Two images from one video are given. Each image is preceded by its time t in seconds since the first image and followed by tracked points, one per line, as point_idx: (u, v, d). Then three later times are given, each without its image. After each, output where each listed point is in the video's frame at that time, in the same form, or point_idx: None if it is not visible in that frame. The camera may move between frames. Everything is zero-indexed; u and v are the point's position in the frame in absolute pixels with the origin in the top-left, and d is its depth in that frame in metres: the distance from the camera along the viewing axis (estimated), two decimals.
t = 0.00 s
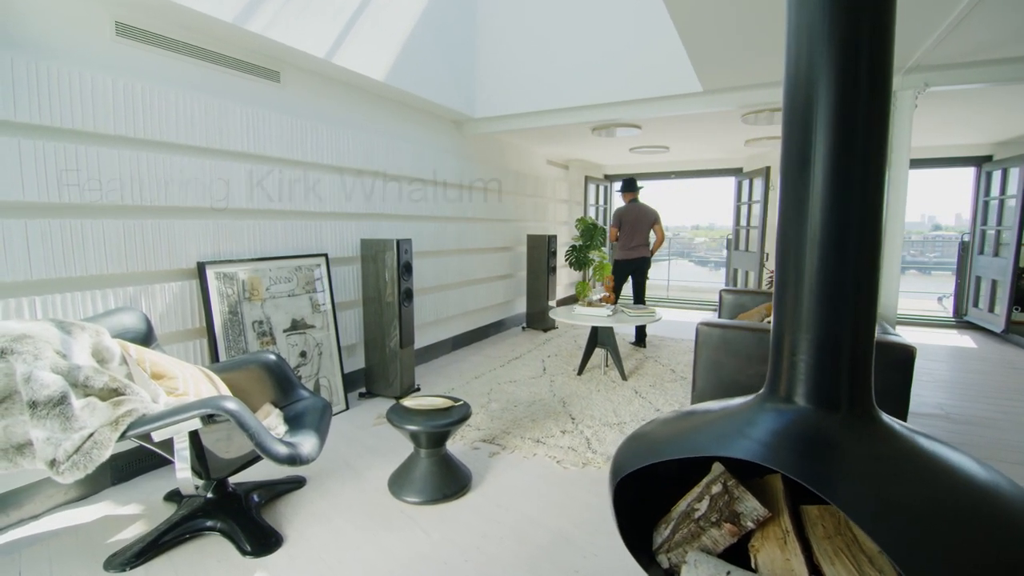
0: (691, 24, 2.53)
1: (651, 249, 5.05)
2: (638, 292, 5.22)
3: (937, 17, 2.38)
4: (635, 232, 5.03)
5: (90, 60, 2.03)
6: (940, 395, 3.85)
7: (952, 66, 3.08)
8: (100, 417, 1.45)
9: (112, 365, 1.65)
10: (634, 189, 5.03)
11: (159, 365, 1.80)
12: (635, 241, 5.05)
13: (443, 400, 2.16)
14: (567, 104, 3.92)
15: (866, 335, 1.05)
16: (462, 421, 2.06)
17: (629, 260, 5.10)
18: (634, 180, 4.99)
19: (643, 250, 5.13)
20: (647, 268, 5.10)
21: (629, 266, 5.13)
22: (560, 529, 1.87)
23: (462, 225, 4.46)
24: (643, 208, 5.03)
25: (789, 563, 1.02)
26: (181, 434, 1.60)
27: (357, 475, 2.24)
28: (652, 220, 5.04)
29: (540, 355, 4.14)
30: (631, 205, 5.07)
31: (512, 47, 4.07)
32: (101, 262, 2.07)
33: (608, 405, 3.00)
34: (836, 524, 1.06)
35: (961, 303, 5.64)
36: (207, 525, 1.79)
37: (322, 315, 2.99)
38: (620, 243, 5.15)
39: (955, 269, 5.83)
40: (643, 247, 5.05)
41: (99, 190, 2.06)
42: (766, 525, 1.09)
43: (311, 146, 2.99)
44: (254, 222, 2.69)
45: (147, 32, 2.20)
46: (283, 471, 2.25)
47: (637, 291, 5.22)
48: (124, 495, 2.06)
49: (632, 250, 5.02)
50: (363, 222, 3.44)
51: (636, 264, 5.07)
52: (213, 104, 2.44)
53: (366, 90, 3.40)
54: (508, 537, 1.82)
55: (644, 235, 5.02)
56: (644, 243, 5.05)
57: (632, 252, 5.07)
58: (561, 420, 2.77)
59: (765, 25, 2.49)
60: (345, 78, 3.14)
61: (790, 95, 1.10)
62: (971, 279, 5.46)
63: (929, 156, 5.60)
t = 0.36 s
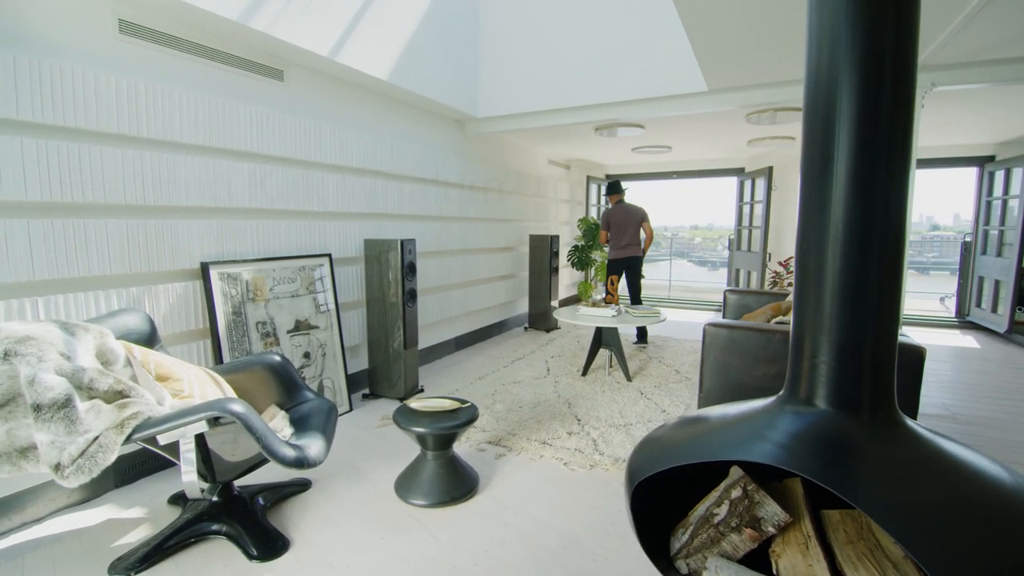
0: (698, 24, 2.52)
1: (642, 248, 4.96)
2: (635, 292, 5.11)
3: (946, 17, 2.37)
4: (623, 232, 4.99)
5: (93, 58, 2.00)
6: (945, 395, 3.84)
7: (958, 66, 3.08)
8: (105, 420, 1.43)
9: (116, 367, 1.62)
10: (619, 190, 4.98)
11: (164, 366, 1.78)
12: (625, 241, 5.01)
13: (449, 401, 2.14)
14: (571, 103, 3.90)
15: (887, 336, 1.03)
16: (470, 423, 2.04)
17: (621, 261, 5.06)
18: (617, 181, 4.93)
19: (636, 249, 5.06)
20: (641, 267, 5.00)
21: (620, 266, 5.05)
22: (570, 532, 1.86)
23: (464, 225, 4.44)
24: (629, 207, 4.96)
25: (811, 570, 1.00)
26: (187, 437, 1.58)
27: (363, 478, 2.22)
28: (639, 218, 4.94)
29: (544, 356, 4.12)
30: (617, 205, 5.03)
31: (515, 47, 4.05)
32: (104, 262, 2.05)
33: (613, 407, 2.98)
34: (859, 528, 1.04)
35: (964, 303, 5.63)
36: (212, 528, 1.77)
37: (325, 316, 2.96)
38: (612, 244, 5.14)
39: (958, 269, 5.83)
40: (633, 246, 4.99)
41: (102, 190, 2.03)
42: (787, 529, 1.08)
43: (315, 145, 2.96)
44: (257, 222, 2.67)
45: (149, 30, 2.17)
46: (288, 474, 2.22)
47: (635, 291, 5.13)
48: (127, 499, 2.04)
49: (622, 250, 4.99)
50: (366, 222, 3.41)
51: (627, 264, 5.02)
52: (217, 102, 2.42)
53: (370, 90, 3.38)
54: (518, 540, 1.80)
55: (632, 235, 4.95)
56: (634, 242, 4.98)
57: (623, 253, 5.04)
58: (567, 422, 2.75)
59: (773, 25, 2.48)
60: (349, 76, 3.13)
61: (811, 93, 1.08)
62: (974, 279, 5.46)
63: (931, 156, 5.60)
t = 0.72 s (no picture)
0: (704, 23, 2.51)
1: (633, 246, 4.94)
2: (632, 292, 5.09)
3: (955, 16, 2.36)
4: (613, 231, 5.00)
5: (96, 56, 1.99)
6: (949, 395, 3.83)
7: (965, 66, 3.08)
8: (109, 423, 1.41)
9: (120, 369, 1.60)
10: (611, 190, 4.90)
11: (168, 369, 1.76)
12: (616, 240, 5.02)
13: (456, 403, 2.12)
14: (574, 103, 3.88)
15: (908, 337, 1.01)
16: (476, 425, 2.02)
17: (611, 261, 5.09)
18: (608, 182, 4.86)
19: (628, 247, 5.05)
20: (634, 267, 4.99)
21: (613, 266, 5.06)
22: (578, 535, 1.84)
23: (467, 225, 4.42)
24: (616, 207, 4.96)
25: None
26: (193, 439, 1.56)
27: (368, 480, 2.20)
28: (627, 217, 4.95)
29: (547, 356, 4.11)
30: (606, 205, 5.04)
31: (518, 46, 4.03)
32: (106, 262, 2.03)
33: (618, 408, 2.97)
34: (879, 534, 1.03)
35: (966, 303, 5.63)
36: (218, 532, 1.75)
37: (328, 316, 2.94)
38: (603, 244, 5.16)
39: (960, 268, 5.82)
40: (624, 245, 4.99)
41: (106, 189, 2.01)
42: (806, 534, 1.06)
43: (318, 144, 2.94)
44: (261, 222, 2.66)
45: (151, 29, 2.15)
46: (293, 476, 2.21)
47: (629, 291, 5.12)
48: (130, 502, 2.02)
49: (612, 250, 4.99)
50: (369, 222, 3.39)
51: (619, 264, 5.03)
52: (220, 101, 2.40)
53: (373, 89, 3.36)
54: (526, 543, 1.79)
55: (622, 234, 4.96)
56: (624, 241, 4.98)
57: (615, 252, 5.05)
58: (572, 423, 2.73)
59: (780, 25, 2.47)
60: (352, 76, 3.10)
61: (829, 90, 1.07)
62: (976, 279, 5.45)
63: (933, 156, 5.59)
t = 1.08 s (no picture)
0: (711, 23, 2.49)
1: (633, 247, 4.92)
2: (632, 292, 5.08)
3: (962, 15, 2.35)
4: (613, 231, 4.99)
5: (98, 55, 1.97)
6: (953, 395, 3.82)
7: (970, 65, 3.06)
8: (114, 426, 1.39)
9: (124, 371, 1.58)
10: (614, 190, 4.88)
11: (173, 370, 1.74)
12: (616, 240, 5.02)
13: (462, 405, 2.10)
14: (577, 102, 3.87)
15: (927, 338, 1.00)
16: (483, 427, 2.01)
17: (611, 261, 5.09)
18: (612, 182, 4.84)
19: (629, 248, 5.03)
20: (634, 267, 4.97)
21: (613, 266, 5.07)
22: (585, 537, 1.82)
23: (469, 225, 4.41)
24: (618, 207, 4.94)
25: None
26: (198, 442, 1.54)
27: (373, 482, 2.18)
28: (628, 218, 4.91)
29: (550, 357, 4.10)
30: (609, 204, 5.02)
31: (521, 46, 4.02)
32: (109, 263, 2.01)
33: (623, 408, 2.95)
34: (899, 538, 1.01)
35: (968, 303, 5.63)
36: (223, 535, 1.73)
37: (331, 317, 2.93)
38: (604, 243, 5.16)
39: (962, 269, 5.82)
40: (623, 245, 4.98)
41: (108, 189, 2.00)
42: (824, 539, 1.05)
43: (321, 143, 2.92)
44: (265, 222, 2.64)
45: (154, 27, 2.13)
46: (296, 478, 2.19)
47: (631, 291, 5.11)
48: (133, 504, 2.00)
49: (612, 250, 5.00)
50: (371, 222, 3.38)
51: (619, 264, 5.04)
52: (223, 100, 2.38)
53: (376, 89, 3.34)
54: (533, 546, 1.77)
55: (621, 235, 4.95)
56: (624, 241, 4.97)
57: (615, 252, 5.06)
58: (577, 424, 2.72)
59: (786, 24, 2.46)
60: (355, 75, 3.09)
61: (847, 87, 1.06)
62: (978, 279, 5.45)
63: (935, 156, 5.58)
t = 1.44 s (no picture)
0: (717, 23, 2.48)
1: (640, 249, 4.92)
2: (637, 293, 5.07)
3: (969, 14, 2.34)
4: (621, 232, 4.99)
5: (101, 52, 1.95)
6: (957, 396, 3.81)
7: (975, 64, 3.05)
8: (118, 428, 1.37)
9: (128, 372, 1.56)
10: (627, 192, 4.87)
11: (177, 372, 1.72)
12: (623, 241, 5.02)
13: (469, 406, 2.09)
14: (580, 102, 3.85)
15: (946, 340, 0.99)
16: (488, 430, 1.98)
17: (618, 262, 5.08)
18: (627, 184, 4.84)
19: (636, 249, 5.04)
20: (640, 269, 4.97)
21: (619, 266, 5.07)
22: (593, 539, 1.81)
23: (471, 225, 4.40)
24: (629, 208, 4.93)
25: None
26: (203, 444, 1.52)
27: (377, 484, 2.17)
28: (639, 219, 4.92)
29: (552, 357, 4.08)
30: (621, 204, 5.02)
31: (524, 45, 4.00)
32: (112, 264, 1.99)
33: (627, 409, 2.94)
34: (917, 541, 0.99)
35: (970, 304, 5.62)
36: (227, 538, 1.71)
37: (334, 318, 2.91)
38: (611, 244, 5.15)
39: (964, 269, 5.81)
40: (631, 247, 4.97)
41: (111, 188, 1.98)
42: (841, 543, 1.04)
43: (324, 144, 2.91)
44: (269, 223, 2.63)
45: (157, 25, 2.11)
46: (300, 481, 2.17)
47: (635, 292, 5.10)
48: (136, 507, 1.98)
49: (619, 250, 4.99)
50: (374, 223, 3.36)
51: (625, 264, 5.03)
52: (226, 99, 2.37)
53: (378, 88, 3.33)
54: (539, 548, 1.75)
55: (630, 236, 4.94)
56: (632, 243, 4.97)
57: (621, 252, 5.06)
58: (582, 426, 2.70)
59: (794, 24, 2.44)
60: (358, 74, 3.07)
61: (864, 85, 1.04)
62: (980, 279, 5.45)
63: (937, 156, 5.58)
